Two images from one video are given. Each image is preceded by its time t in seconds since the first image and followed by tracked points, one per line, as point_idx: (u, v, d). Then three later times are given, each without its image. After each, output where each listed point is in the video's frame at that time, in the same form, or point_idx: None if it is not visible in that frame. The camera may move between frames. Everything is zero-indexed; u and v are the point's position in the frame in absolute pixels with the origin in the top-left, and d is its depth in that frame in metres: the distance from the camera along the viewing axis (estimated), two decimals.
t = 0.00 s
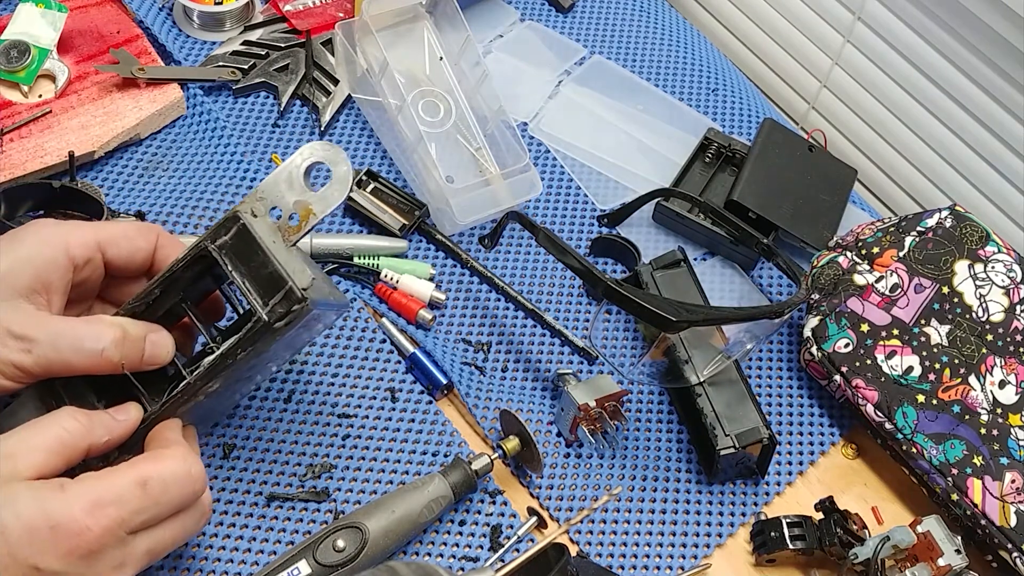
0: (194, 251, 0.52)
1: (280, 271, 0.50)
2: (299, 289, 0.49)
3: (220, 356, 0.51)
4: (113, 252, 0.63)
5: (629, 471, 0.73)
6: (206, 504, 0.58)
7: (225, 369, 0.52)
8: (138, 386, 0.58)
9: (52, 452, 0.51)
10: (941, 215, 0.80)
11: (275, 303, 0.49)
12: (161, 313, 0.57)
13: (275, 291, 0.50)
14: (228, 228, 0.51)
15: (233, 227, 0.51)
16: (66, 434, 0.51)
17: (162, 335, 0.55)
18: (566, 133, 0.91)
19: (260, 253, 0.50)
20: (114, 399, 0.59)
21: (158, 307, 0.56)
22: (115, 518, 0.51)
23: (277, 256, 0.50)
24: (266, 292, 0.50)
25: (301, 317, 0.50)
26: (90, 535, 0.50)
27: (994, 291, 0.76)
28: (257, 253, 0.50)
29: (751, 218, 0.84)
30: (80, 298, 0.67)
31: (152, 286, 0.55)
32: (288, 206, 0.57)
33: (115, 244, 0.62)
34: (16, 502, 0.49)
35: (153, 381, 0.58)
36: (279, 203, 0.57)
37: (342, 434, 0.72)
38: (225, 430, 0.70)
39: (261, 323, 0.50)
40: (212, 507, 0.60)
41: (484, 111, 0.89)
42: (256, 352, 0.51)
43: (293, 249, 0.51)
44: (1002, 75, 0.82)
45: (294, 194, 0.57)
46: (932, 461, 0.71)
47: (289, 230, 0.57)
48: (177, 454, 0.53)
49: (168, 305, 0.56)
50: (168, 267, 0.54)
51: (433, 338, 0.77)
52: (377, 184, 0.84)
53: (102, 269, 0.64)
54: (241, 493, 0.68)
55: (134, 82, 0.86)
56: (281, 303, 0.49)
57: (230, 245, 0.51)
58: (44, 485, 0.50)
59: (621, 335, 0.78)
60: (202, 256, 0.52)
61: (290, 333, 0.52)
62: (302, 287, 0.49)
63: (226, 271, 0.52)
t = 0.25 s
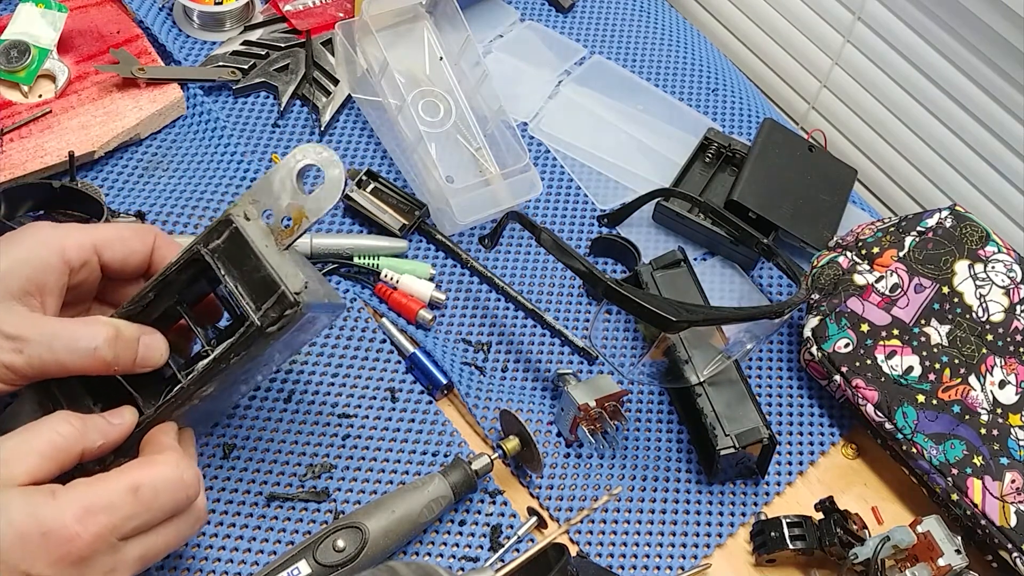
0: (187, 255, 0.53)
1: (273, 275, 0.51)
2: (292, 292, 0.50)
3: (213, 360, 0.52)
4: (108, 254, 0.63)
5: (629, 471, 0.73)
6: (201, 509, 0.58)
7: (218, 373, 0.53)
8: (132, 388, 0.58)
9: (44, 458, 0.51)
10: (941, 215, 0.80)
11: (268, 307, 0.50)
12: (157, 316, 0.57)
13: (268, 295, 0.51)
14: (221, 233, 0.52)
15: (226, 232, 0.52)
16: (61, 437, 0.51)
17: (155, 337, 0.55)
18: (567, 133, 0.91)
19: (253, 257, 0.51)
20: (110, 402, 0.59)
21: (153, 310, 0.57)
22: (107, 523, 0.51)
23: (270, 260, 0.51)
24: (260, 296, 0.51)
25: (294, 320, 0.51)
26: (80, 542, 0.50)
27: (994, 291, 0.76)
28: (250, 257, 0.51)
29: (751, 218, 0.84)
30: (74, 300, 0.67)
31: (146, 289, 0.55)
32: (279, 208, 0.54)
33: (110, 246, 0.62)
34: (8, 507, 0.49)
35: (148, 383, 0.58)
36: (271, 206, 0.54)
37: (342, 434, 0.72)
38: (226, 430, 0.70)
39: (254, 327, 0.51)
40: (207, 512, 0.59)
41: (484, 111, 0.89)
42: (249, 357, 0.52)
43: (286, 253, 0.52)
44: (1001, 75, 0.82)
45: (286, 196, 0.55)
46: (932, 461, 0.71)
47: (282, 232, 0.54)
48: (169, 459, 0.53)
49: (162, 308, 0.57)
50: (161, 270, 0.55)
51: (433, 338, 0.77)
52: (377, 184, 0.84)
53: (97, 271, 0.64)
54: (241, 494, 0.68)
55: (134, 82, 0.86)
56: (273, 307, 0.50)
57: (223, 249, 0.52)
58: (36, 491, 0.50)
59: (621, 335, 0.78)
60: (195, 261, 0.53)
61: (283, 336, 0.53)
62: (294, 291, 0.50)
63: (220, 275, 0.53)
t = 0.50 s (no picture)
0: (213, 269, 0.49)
1: (303, 302, 0.48)
2: (321, 323, 0.48)
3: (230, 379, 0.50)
4: (85, 250, 0.63)
5: (629, 471, 0.73)
6: (199, 523, 0.58)
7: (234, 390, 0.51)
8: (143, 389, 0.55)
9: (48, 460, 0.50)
10: (941, 215, 0.80)
11: (294, 333, 0.48)
12: (173, 326, 0.52)
13: (295, 321, 0.48)
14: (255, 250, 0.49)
15: (258, 251, 0.49)
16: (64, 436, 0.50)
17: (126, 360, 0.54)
18: (567, 133, 0.91)
19: (284, 281, 0.49)
20: (122, 406, 0.56)
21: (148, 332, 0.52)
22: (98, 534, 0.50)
23: (301, 286, 0.49)
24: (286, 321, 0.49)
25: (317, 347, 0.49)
26: (71, 551, 0.50)
27: (994, 291, 0.76)
28: (280, 280, 0.49)
29: (751, 218, 0.84)
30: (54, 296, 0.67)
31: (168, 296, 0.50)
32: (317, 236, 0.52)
33: (88, 243, 0.62)
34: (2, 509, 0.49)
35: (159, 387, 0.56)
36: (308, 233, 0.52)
37: (342, 434, 0.72)
38: (225, 430, 0.70)
39: (277, 352, 0.48)
40: (205, 527, 0.59)
41: (484, 111, 0.89)
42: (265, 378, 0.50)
43: (317, 279, 0.50)
44: (1002, 75, 0.82)
45: (324, 224, 0.52)
46: (932, 461, 0.71)
47: (317, 260, 0.52)
48: (169, 473, 0.52)
49: (184, 318, 0.51)
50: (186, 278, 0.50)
51: (433, 338, 0.77)
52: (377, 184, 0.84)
53: (73, 267, 0.64)
54: (241, 494, 0.68)
55: (134, 82, 0.86)
56: (299, 335, 0.48)
57: (255, 269, 0.49)
58: (31, 494, 0.50)
59: (621, 335, 0.78)
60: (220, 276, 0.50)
61: (303, 358, 0.51)
62: (323, 321, 0.48)
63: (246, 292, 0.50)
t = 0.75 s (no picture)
0: (223, 222, 0.50)
1: (306, 245, 0.46)
2: (324, 264, 0.46)
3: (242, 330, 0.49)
4: (108, 219, 0.63)
5: (629, 471, 0.73)
6: (219, 479, 0.57)
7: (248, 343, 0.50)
8: (162, 347, 0.56)
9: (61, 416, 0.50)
10: (941, 215, 0.80)
11: (298, 278, 0.46)
12: (193, 285, 0.53)
13: (299, 265, 0.47)
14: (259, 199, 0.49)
15: (262, 198, 0.48)
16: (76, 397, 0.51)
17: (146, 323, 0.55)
18: (567, 133, 0.91)
19: (286, 224, 0.47)
20: (144, 364, 0.58)
21: (181, 281, 0.53)
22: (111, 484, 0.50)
23: (303, 229, 0.47)
24: (291, 266, 0.47)
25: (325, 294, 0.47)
26: (82, 501, 0.49)
27: (994, 291, 0.76)
28: (284, 225, 0.47)
29: (751, 218, 0.84)
30: (78, 263, 0.67)
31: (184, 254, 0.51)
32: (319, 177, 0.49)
33: (112, 211, 0.63)
34: (15, 460, 0.48)
35: (176, 348, 0.56)
36: (310, 175, 0.50)
37: (342, 434, 0.72)
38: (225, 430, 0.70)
39: (283, 297, 0.47)
40: (226, 483, 0.58)
41: (484, 111, 0.89)
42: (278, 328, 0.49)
43: (321, 222, 0.48)
44: (1002, 75, 0.82)
45: (325, 167, 0.50)
46: (932, 460, 0.71)
47: (318, 203, 0.49)
48: (185, 425, 0.52)
49: (200, 276, 0.52)
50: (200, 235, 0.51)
51: (433, 338, 0.77)
52: (377, 184, 0.83)
53: (96, 235, 0.64)
54: (241, 493, 0.68)
55: (134, 82, 0.86)
56: (303, 278, 0.46)
57: (259, 216, 0.49)
58: (43, 445, 0.49)
59: (621, 335, 0.78)
60: (231, 228, 0.50)
61: (316, 311, 0.49)
62: (326, 263, 0.46)
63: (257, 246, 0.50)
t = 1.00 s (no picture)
0: (220, 169, 0.52)
1: (307, 180, 0.49)
2: (327, 196, 0.48)
3: (259, 271, 0.52)
4: (108, 176, 0.64)
5: (629, 471, 0.73)
6: (251, 420, 0.59)
7: (267, 284, 0.53)
8: (177, 300, 0.57)
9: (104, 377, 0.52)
10: (941, 215, 0.80)
11: (306, 213, 0.49)
12: (197, 237, 0.55)
13: (304, 201, 0.49)
14: (251, 143, 0.51)
15: (254, 141, 0.50)
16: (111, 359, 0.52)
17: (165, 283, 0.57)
18: (567, 133, 0.91)
19: (283, 164, 0.49)
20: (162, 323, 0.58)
21: (188, 232, 0.54)
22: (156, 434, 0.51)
23: (301, 165, 0.49)
24: (295, 203, 0.49)
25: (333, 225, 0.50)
26: (130, 451, 0.51)
27: (994, 291, 0.76)
28: (281, 164, 0.50)
29: (751, 217, 0.84)
30: (81, 226, 0.68)
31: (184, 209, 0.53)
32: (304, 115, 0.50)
33: (110, 168, 0.64)
34: (62, 419, 0.50)
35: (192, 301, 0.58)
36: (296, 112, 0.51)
37: (342, 434, 0.72)
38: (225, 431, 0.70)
39: (294, 234, 0.50)
40: (258, 424, 0.60)
41: (484, 110, 0.89)
42: (295, 264, 0.51)
43: (316, 156, 0.50)
44: (1002, 75, 0.82)
45: (308, 98, 0.50)
46: (932, 460, 0.71)
47: (311, 139, 0.51)
48: (217, 373, 0.54)
49: (202, 228, 0.54)
50: (197, 188, 0.53)
51: (433, 338, 0.77)
52: (377, 184, 0.84)
53: (98, 194, 0.65)
54: (241, 493, 0.68)
55: (134, 82, 0.86)
56: (311, 213, 0.49)
57: (253, 159, 0.50)
58: (88, 402, 0.51)
59: (621, 335, 0.78)
60: (229, 174, 0.52)
61: (325, 243, 0.52)
62: (329, 195, 0.48)
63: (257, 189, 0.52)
